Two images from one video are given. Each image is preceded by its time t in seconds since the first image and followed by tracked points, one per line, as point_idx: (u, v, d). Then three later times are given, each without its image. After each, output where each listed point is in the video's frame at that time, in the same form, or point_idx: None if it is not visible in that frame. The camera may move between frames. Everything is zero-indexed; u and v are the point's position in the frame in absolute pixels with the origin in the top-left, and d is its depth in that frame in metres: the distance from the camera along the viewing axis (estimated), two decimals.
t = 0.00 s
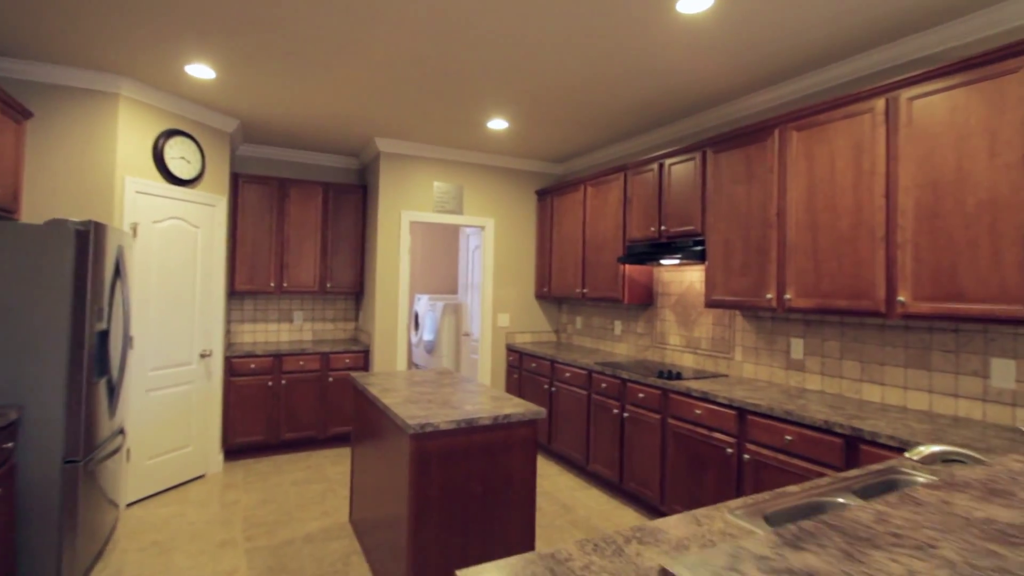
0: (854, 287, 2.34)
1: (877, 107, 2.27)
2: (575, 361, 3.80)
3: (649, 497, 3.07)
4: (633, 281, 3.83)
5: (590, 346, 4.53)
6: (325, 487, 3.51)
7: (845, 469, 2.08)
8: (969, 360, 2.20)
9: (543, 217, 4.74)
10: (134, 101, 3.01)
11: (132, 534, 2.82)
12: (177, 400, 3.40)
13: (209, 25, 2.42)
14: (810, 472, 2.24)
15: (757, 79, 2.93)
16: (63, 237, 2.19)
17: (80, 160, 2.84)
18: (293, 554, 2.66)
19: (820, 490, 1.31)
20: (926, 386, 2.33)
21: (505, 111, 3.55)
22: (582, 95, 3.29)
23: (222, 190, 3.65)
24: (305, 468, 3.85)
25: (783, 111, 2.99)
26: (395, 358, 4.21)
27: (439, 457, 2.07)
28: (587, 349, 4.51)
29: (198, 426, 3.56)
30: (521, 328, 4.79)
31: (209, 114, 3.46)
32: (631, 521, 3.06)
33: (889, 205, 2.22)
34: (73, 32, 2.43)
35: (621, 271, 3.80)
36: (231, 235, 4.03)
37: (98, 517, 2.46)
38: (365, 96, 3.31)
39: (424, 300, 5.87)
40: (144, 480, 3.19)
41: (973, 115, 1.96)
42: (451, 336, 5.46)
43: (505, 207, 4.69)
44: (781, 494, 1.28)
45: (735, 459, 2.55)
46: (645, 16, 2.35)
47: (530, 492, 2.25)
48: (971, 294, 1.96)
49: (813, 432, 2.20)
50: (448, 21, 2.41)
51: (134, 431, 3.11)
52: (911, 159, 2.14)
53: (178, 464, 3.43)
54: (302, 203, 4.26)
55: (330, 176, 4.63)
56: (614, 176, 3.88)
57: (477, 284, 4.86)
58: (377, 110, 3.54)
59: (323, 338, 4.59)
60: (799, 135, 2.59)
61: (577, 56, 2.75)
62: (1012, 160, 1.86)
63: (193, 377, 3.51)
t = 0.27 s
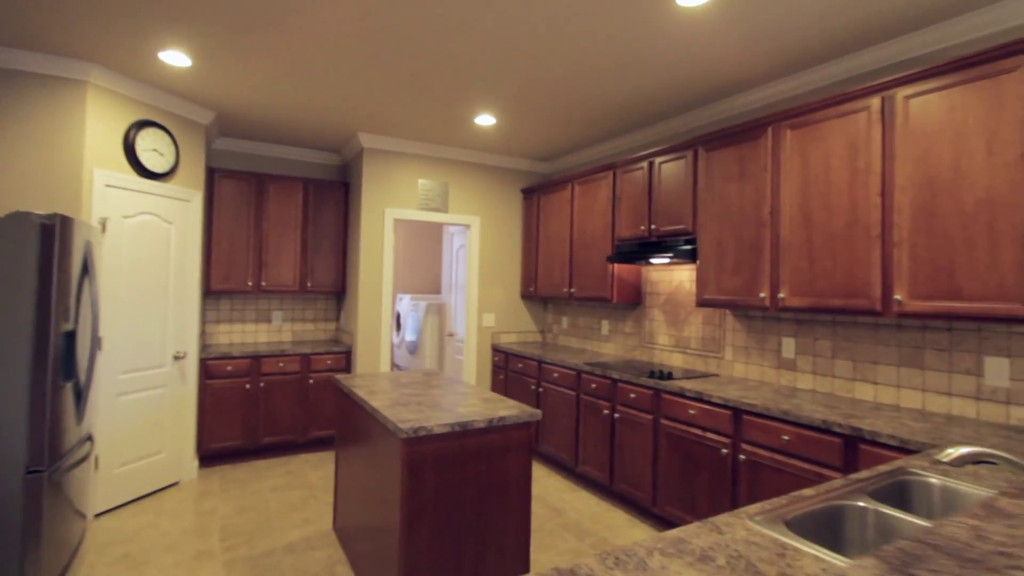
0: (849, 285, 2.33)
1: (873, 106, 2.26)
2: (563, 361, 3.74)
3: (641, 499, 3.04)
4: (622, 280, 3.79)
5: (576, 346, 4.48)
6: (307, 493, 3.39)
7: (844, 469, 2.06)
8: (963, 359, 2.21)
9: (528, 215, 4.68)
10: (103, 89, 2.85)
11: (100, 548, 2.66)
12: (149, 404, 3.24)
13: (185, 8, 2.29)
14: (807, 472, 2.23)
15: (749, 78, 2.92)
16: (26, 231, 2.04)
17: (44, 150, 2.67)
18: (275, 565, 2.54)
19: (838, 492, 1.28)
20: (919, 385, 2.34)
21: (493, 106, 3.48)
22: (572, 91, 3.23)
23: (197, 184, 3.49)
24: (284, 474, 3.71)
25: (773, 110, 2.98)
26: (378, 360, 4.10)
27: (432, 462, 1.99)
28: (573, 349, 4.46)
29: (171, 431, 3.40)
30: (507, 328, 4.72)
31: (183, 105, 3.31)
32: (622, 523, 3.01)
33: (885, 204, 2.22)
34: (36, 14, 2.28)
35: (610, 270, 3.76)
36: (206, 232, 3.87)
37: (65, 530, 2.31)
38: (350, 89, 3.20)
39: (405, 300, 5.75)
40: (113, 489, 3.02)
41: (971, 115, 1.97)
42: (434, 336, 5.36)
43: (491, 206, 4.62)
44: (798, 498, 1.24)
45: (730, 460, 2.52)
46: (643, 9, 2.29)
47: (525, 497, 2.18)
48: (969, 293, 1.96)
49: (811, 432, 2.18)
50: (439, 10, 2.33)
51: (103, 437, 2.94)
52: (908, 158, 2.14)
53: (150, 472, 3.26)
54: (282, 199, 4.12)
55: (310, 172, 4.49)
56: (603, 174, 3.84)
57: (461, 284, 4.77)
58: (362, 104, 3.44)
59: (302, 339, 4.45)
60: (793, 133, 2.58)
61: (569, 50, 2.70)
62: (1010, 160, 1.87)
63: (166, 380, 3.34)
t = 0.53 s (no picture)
0: (843, 284, 2.33)
1: (866, 105, 2.27)
2: (549, 362, 3.68)
3: (631, 501, 3.00)
4: (608, 280, 3.75)
5: (560, 346, 4.43)
6: (285, 502, 3.25)
7: (841, 469, 2.06)
8: (953, 358, 2.24)
9: (512, 214, 4.61)
10: (64, 74, 2.67)
11: (60, 565, 2.48)
12: (114, 409, 3.06)
13: None
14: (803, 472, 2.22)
15: (739, 77, 2.92)
16: None
17: None
18: None
19: (859, 497, 1.32)
20: (909, 383, 2.36)
21: (478, 101, 3.40)
22: (561, 87, 3.17)
23: (166, 177, 3.31)
24: (260, 481, 3.55)
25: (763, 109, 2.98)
26: (358, 361, 3.97)
27: (425, 469, 1.90)
28: (557, 349, 4.41)
29: (137, 438, 3.21)
30: (490, 328, 4.64)
31: (152, 93, 3.14)
32: (612, 525, 2.97)
33: (878, 203, 2.23)
34: None
35: (597, 269, 3.72)
36: (176, 228, 3.68)
37: (21, 547, 2.14)
38: (331, 79, 3.07)
39: (383, 299, 5.63)
40: (74, 501, 2.83)
41: (965, 115, 1.98)
42: (414, 336, 5.27)
43: (473, 203, 4.53)
44: (820, 504, 1.28)
45: (723, 460, 2.50)
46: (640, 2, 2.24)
47: (521, 503, 2.11)
48: (963, 292, 1.98)
49: (807, 432, 2.18)
50: None
51: (63, 445, 2.75)
52: (902, 157, 2.15)
53: (115, 482, 3.07)
54: (256, 194, 3.95)
55: (286, 167, 4.33)
56: (589, 172, 3.80)
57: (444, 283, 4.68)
58: (342, 96, 3.31)
59: (278, 340, 4.29)
60: (784, 132, 2.58)
61: (560, 44, 2.64)
62: (1005, 159, 1.88)
63: (133, 383, 3.16)
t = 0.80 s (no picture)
0: (834, 284, 2.33)
1: (858, 104, 2.27)
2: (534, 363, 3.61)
3: (620, 503, 2.96)
4: (593, 279, 3.71)
5: (543, 346, 4.38)
6: (260, 512, 3.10)
7: (837, 469, 2.05)
8: (941, 356, 2.26)
9: (494, 212, 4.53)
10: (17, 57, 2.48)
11: None
12: (74, 418, 2.86)
13: None
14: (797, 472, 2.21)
15: (727, 76, 2.90)
16: None
17: None
18: None
19: (875, 504, 1.30)
20: (897, 382, 2.38)
21: (462, 95, 3.31)
22: (547, 82, 3.10)
23: (131, 170, 3.12)
24: (232, 491, 3.39)
25: (751, 108, 2.97)
26: (336, 363, 3.83)
27: (418, 478, 1.81)
28: (540, 349, 4.35)
29: (99, 448, 3.02)
30: (471, 328, 4.55)
31: (115, 80, 2.95)
32: (602, 529, 2.92)
33: (870, 202, 2.23)
34: None
35: (582, 268, 3.67)
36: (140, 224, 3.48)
37: None
38: (308, 70, 2.94)
39: (360, 298, 5.49)
40: (27, 517, 2.63)
41: (957, 115, 1.99)
42: (392, 337, 5.14)
43: (454, 201, 4.43)
44: (838, 512, 1.25)
45: (716, 461, 2.48)
46: None
47: (515, 511, 2.04)
48: (955, 291, 1.98)
49: (802, 432, 2.16)
50: None
51: (16, 456, 2.56)
52: (894, 156, 2.15)
53: (75, 495, 2.88)
54: (227, 190, 3.77)
55: (259, 162, 4.16)
56: (574, 170, 3.74)
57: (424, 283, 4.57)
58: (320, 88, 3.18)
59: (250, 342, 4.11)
60: (774, 130, 2.57)
61: (549, 38, 2.58)
62: (997, 159, 1.89)
63: (94, 389, 2.97)
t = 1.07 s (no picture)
0: (825, 282, 2.32)
1: (848, 103, 2.26)
2: (517, 364, 3.53)
3: (608, 506, 2.91)
4: (578, 278, 3.66)
5: (526, 346, 4.31)
6: (231, 524, 2.94)
7: (831, 468, 2.04)
8: (928, 354, 2.27)
9: (475, 210, 4.44)
10: None
11: None
12: (25, 427, 2.65)
13: None
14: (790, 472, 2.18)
15: (715, 73, 2.89)
16: None
17: None
18: None
19: (889, 506, 1.27)
20: (885, 380, 2.39)
21: (444, 88, 3.21)
22: (533, 76, 3.03)
23: (88, 161, 2.91)
24: (200, 502, 3.21)
25: (738, 106, 2.97)
26: (311, 366, 3.68)
27: (407, 488, 1.71)
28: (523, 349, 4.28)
29: (54, 459, 2.80)
30: (451, 329, 4.45)
31: (71, 63, 2.74)
32: (590, 533, 2.87)
33: (861, 200, 2.22)
34: None
35: (566, 267, 3.62)
36: (98, 219, 3.26)
37: None
38: (283, 58, 2.80)
39: (336, 298, 5.32)
40: None
41: (948, 114, 2.00)
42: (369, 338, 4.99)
43: (434, 198, 4.32)
44: (853, 516, 1.21)
45: (707, 462, 2.45)
46: None
47: (507, 519, 1.96)
48: (946, 289, 1.99)
49: (795, 431, 2.14)
50: None
51: None
52: (885, 155, 2.15)
53: (27, 510, 2.66)
54: (194, 184, 3.58)
55: (227, 155, 3.97)
56: (559, 167, 3.68)
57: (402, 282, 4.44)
58: (296, 77, 3.03)
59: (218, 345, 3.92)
60: (763, 128, 2.55)
61: (537, 30, 2.51)
62: (987, 158, 1.91)
63: (48, 396, 2.76)
